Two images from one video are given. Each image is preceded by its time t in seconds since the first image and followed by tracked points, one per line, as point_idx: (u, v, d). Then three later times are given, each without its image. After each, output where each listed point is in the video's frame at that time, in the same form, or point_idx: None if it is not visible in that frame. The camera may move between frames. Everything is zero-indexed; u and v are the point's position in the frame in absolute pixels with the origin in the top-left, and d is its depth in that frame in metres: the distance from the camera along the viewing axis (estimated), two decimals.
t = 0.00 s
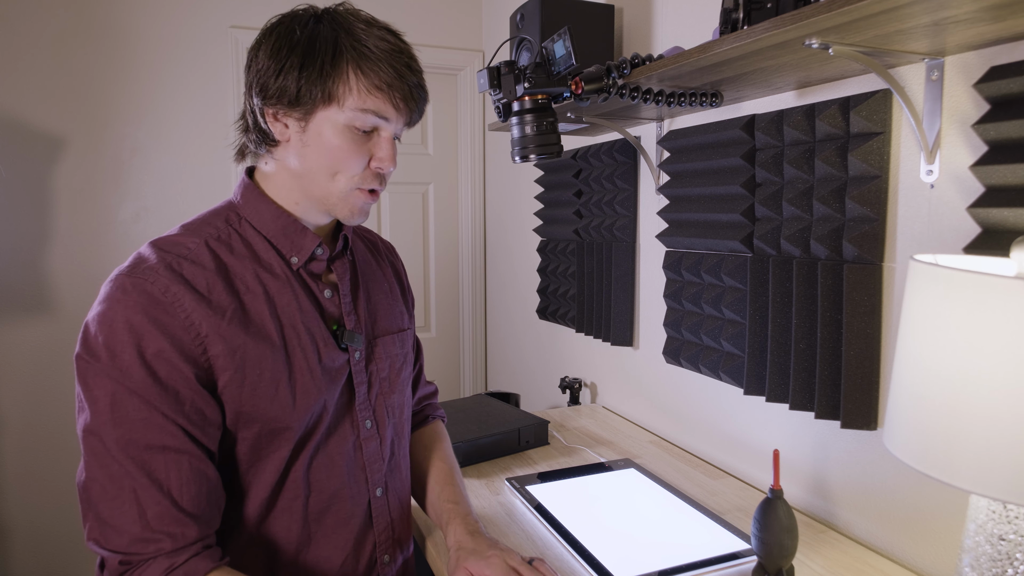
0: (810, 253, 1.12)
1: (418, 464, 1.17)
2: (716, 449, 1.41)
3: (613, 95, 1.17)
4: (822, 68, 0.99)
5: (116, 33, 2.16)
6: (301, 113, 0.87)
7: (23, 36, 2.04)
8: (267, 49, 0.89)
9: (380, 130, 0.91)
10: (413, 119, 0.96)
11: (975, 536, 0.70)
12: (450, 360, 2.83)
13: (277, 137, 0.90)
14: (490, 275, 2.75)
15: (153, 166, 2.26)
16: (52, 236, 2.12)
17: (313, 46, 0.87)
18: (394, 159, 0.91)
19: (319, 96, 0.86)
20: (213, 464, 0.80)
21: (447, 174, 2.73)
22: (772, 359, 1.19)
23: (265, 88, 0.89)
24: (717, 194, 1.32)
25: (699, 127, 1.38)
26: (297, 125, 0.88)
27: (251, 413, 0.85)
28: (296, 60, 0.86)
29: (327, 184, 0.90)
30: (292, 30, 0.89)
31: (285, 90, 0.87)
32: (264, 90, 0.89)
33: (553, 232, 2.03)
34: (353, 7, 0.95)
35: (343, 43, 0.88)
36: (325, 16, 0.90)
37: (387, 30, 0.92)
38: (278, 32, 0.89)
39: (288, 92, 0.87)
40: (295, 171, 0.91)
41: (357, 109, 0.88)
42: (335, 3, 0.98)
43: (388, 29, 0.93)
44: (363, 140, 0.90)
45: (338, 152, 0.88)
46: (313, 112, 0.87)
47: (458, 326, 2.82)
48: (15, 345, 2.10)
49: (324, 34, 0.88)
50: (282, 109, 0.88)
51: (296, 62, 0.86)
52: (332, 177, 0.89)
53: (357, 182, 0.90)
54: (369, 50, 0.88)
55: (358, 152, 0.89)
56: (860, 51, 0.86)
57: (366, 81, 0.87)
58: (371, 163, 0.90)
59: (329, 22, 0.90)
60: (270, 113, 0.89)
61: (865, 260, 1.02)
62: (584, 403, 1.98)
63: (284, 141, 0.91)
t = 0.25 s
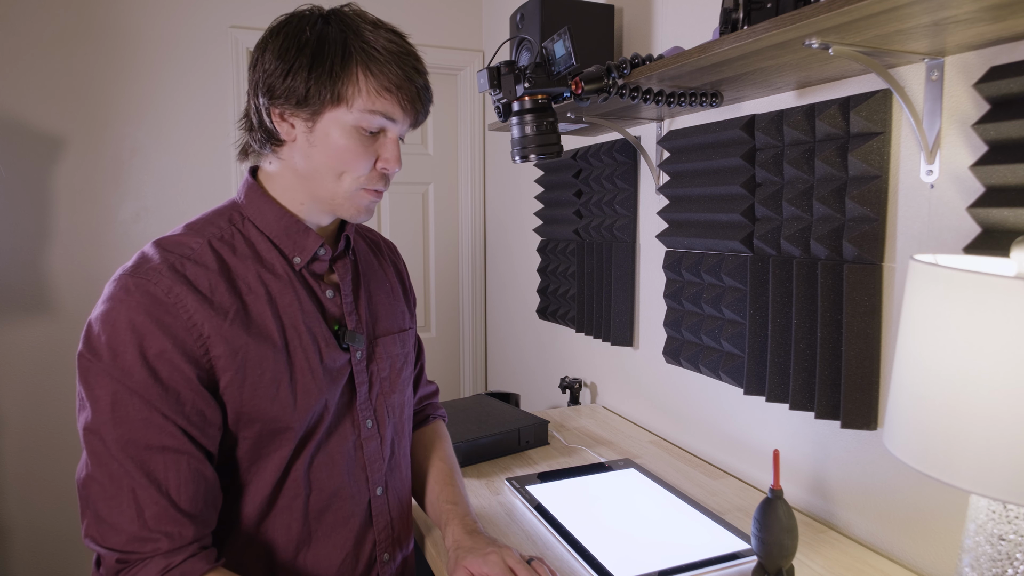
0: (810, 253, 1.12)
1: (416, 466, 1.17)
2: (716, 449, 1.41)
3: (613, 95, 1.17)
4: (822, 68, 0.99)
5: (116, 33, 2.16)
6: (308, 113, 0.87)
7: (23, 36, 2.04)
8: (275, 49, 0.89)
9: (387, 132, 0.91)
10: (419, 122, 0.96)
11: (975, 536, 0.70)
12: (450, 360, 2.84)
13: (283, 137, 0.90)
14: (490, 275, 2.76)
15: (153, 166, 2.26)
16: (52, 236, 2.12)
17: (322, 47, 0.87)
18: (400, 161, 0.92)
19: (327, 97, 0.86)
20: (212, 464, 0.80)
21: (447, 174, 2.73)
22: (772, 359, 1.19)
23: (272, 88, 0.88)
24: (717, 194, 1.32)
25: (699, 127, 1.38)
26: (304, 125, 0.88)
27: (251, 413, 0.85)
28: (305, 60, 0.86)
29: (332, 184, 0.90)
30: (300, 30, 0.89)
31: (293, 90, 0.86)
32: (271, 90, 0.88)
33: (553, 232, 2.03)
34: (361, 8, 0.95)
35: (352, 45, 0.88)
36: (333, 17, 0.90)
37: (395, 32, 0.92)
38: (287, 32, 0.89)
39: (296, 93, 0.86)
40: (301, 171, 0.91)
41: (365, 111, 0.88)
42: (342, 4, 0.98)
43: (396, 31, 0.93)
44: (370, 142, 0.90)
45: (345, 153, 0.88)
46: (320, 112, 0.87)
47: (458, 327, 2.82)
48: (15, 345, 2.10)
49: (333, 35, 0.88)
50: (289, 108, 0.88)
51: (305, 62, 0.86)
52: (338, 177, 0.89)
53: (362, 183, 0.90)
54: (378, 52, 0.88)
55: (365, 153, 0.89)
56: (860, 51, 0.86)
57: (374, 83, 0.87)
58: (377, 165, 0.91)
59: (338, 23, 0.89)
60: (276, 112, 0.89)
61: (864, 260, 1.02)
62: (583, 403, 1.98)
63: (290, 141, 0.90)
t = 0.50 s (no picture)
0: (810, 253, 1.12)
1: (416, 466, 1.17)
2: (716, 449, 1.41)
3: (613, 95, 1.17)
4: (822, 68, 0.99)
5: (115, 33, 2.16)
6: (318, 122, 0.87)
7: (23, 36, 2.04)
8: (287, 56, 0.88)
9: (394, 142, 0.92)
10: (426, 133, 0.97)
11: (975, 536, 0.70)
12: (450, 360, 2.84)
13: (291, 144, 0.89)
14: (490, 275, 2.76)
15: (153, 166, 2.26)
16: (52, 236, 2.12)
17: (334, 57, 0.86)
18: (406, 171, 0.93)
19: (338, 107, 0.86)
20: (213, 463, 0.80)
21: (447, 174, 2.73)
22: (772, 358, 1.19)
23: (282, 94, 0.87)
24: (717, 194, 1.32)
25: (699, 127, 1.38)
26: (313, 133, 0.88)
27: (252, 412, 0.85)
28: (317, 69, 0.85)
29: (338, 189, 0.90)
30: (313, 37, 0.88)
31: (304, 98, 0.86)
32: (280, 96, 0.87)
33: (553, 232, 2.03)
34: (372, 17, 0.95)
35: (365, 56, 0.87)
36: (346, 26, 0.90)
37: (407, 45, 0.92)
38: (299, 40, 0.88)
39: (307, 101, 0.86)
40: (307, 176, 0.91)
41: (375, 123, 0.88)
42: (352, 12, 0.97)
43: (408, 43, 0.93)
44: (378, 151, 0.90)
45: (353, 161, 0.88)
46: (330, 121, 0.87)
47: (458, 326, 2.82)
48: (16, 346, 2.10)
49: (346, 45, 0.88)
50: (299, 115, 0.87)
51: (318, 71, 0.86)
52: (344, 183, 0.89)
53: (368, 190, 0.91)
54: (391, 64, 0.88)
55: (373, 162, 0.89)
56: (860, 51, 0.86)
57: (385, 95, 0.87)
58: (383, 173, 0.91)
59: (351, 33, 0.89)
60: (284, 119, 0.88)
61: (864, 260, 1.02)
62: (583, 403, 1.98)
63: (297, 147, 0.90)
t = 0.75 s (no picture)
0: (810, 253, 1.12)
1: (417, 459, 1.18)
2: (716, 449, 1.41)
3: (613, 95, 1.17)
4: (822, 68, 0.99)
5: (116, 33, 2.16)
6: (306, 118, 0.87)
7: (23, 35, 2.04)
8: (277, 55, 0.89)
9: (383, 138, 0.91)
10: (418, 129, 0.96)
11: (975, 536, 0.70)
12: (450, 361, 2.84)
13: (282, 140, 0.90)
14: (490, 275, 2.76)
15: (153, 166, 2.26)
16: (52, 236, 2.12)
17: (321, 53, 0.87)
18: (396, 167, 0.92)
19: (324, 103, 0.86)
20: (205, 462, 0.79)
21: (447, 174, 2.73)
22: (772, 358, 1.19)
23: (272, 93, 0.88)
24: (717, 194, 1.32)
25: (699, 127, 1.38)
26: (302, 130, 0.88)
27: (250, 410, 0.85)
28: (304, 66, 0.86)
29: (328, 187, 0.90)
30: (302, 36, 0.89)
31: (291, 95, 0.87)
32: (271, 94, 0.88)
33: (553, 232, 2.03)
34: (364, 16, 0.95)
35: (351, 52, 0.87)
36: (335, 24, 0.90)
37: (396, 41, 0.92)
38: (289, 39, 0.89)
39: (295, 98, 0.86)
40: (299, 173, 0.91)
41: (362, 118, 0.88)
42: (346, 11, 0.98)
43: (397, 39, 0.92)
44: (367, 147, 0.90)
45: (341, 157, 0.88)
46: (318, 118, 0.87)
47: (458, 326, 2.82)
48: (16, 345, 2.10)
49: (334, 42, 0.88)
50: (287, 112, 0.88)
51: (304, 68, 0.86)
52: (333, 180, 0.89)
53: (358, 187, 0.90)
54: (377, 60, 0.88)
55: (361, 158, 0.89)
56: (860, 51, 0.86)
57: (371, 91, 0.87)
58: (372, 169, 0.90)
59: (339, 30, 0.89)
60: (274, 116, 0.89)
61: (865, 260, 1.02)
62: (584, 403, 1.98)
63: (288, 145, 0.90)
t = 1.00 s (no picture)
0: (810, 253, 1.12)
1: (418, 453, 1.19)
2: (717, 449, 1.41)
3: (613, 95, 1.17)
4: (822, 68, 0.99)
5: (116, 32, 2.16)
6: (295, 119, 0.88)
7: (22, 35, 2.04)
8: (268, 57, 0.90)
9: (372, 138, 0.90)
10: (409, 129, 0.96)
11: (975, 536, 0.70)
12: (450, 360, 2.84)
13: (273, 141, 0.92)
14: (490, 275, 2.76)
15: (153, 166, 2.25)
16: (52, 235, 2.12)
17: (309, 54, 0.88)
18: (386, 167, 0.91)
19: (312, 103, 0.87)
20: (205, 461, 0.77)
21: (447, 174, 2.73)
22: (772, 358, 1.19)
23: (264, 94, 0.90)
24: (717, 194, 1.32)
25: (699, 127, 1.38)
26: (292, 130, 0.89)
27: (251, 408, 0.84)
28: (292, 67, 0.88)
29: (317, 188, 0.90)
30: (293, 38, 0.90)
31: (282, 96, 0.88)
32: (263, 96, 0.90)
33: (553, 232, 2.03)
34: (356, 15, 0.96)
35: (338, 52, 0.88)
36: (325, 24, 0.91)
37: (385, 40, 0.92)
38: (280, 41, 0.90)
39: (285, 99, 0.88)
40: (290, 174, 0.92)
41: (349, 118, 0.88)
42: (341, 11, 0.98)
43: (387, 39, 0.93)
44: (355, 147, 0.89)
45: (329, 158, 0.88)
46: (306, 118, 0.88)
47: (458, 326, 2.82)
48: (16, 345, 2.10)
49: (322, 42, 0.89)
50: (278, 113, 0.89)
51: (293, 69, 0.88)
52: (321, 180, 0.89)
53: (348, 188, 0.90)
54: (364, 59, 0.88)
55: (348, 158, 0.89)
56: (860, 51, 0.86)
57: (358, 91, 0.88)
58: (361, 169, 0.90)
59: (328, 31, 0.90)
60: (266, 117, 0.90)
61: (865, 260, 1.02)
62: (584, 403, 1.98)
63: (280, 145, 0.92)
